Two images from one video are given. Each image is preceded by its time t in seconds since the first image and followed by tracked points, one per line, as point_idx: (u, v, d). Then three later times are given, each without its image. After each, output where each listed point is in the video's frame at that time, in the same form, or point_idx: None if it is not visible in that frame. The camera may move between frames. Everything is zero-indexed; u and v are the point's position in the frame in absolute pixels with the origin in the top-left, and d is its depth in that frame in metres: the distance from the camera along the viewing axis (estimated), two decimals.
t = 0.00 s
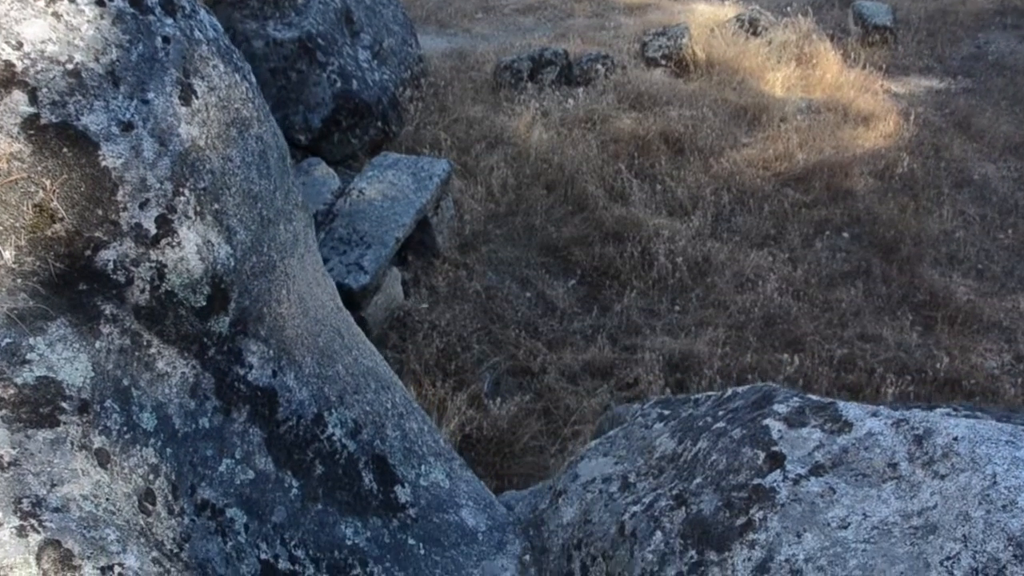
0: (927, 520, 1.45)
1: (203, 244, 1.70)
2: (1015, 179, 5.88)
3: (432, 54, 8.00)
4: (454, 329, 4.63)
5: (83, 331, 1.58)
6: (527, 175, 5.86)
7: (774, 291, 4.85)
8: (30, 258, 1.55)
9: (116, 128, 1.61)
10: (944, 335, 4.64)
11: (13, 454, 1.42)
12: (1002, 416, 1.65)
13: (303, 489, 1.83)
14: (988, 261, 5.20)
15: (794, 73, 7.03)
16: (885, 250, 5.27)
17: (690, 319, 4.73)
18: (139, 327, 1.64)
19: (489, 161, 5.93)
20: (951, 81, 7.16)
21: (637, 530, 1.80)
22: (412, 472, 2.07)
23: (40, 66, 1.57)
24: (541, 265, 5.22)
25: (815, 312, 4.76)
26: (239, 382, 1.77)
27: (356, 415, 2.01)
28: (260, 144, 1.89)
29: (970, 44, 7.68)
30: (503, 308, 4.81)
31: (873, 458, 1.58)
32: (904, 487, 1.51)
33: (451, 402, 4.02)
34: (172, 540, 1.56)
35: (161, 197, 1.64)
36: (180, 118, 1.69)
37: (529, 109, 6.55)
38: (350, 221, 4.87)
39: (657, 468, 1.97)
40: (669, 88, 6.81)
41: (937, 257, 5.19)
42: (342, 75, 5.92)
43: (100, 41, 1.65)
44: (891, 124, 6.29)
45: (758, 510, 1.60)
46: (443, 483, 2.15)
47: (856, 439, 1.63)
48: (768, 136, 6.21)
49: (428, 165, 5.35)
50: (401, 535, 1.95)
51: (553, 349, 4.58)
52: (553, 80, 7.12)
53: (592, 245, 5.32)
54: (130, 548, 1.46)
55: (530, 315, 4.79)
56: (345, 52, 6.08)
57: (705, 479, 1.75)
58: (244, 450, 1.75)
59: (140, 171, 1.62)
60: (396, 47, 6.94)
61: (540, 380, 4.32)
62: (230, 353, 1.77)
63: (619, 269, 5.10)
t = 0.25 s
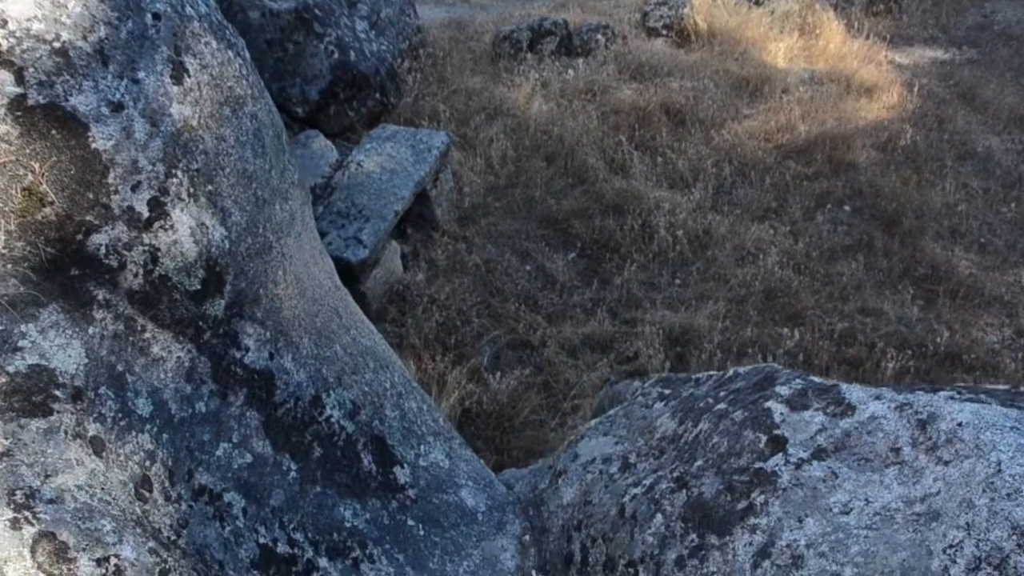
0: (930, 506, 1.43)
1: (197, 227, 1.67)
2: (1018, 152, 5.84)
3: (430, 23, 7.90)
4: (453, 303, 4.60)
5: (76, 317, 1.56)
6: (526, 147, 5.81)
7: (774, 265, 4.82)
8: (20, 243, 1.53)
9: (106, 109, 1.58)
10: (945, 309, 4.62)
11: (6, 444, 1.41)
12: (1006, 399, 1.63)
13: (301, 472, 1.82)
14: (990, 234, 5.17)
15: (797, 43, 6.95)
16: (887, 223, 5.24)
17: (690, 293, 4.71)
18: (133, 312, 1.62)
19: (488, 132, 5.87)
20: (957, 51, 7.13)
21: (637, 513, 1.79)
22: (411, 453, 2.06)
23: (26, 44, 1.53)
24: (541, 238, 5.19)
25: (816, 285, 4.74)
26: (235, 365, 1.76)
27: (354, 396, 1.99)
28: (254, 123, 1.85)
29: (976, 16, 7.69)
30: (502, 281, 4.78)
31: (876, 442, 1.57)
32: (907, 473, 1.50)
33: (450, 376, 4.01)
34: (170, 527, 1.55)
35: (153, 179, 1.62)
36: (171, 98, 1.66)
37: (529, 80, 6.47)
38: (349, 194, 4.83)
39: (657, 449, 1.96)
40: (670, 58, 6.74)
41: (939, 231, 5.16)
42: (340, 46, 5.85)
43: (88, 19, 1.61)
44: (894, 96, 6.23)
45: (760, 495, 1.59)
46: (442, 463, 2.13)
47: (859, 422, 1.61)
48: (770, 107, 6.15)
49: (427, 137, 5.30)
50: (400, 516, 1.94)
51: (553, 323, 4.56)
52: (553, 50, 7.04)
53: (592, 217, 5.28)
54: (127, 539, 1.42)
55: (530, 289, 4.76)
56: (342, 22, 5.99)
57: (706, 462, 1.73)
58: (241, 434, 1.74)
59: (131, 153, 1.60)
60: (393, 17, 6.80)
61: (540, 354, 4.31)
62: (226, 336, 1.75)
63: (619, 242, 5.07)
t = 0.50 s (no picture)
0: (933, 495, 1.42)
1: (191, 212, 1.65)
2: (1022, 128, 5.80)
3: None
4: (453, 281, 4.58)
5: (69, 306, 1.54)
6: (526, 123, 5.76)
7: (775, 243, 4.80)
8: (12, 230, 1.51)
9: (96, 93, 1.55)
10: (946, 288, 4.61)
11: None
12: (1009, 385, 1.62)
13: (299, 458, 1.80)
14: (992, 212, 5.15)
15: (799, 18, 6.89)
16: (889, 200, 5.21)
17: (690, 271, 4.69)
18: (128, 299, 1.60)
19: (487, 108, 5.82)
20: (960, 25, 7.05)
21: (637, 499, 1.78)
22: (410, 437, 2.05)
23: (14, 26, 1.49)
24: (541, 215, 5.16)
25: (817, 263, 4.72)
26: (232, 351, 1.74)
27: (352, 380, 1.98)
28: (249, 104, 1.82)
29: None
30: (502, 259, 4.76)
31: (878, 429, 1.55)
32: (909, 460, 1.49)
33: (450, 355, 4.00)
34: (167, 515, 1.54)
35: (145, 164, 1.59)
36: (163, 81, 1.63)
37: (528, 55, 6.41)
38: (347, 171, 4.80)
39: (658, 433, 1.95)
40: (671, 33, 6.66)
41: (941, 209, 5.14)
42: (337, 21, 5.80)
43: None
44: (897, 71, 6.17)
45: (761, 481, 1.58)
46: (441, 446, 2.12)
47: (861, 409, 1.60)
48: (771, 83, 6.09)
49: (425, 113, 5.25)
50: (400, 500, 1.94)
51: (552, 301, 4.54)
52: (553, 25, 6.97)
53: (592, 195, 5.25)
54: (124, 531, 1.40)
55: (530, 266, 4.74)
56: None
57: (707, 447, 1.72)
58: (239, 420, 1.73)
59: (124, 137, 1.57)
60: None
61: (540, 332, 4.29)
62: (222, 322, 1.73)
63: (619, 219, 5.04)
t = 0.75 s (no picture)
0: (935, 487, 1.42)
1: (187, 201, 1.63)
2: None
3: None
4: (452, 265, 4.56)
5: (64, 297, 1.51)
6: (525, 105, 5.72)
7: (776, 226, 4.78)
8: (5, 220, 1.49)
9: (89, 80, 1.53)
10: (947, 272, 4.60)
11: None
12: (1012, 375, 1.61)
13: (298, 448, 1.80)
14: (994, 195, 5.13)
15: None
16: (891, 183, 5.18)
17: (691, 254, 4.67)
18: (124, 290, 1.58)
19: (487, 90, 5.77)
20: (965, 7, 7.03)
21: (638, 488, 1.77)
22: (409, 424, 2.04)
23: (3, 12, 1.46)
24: (541, 198, 5.13)
25: (817, 246, 4.70)
26: (230, 341, 1.73)
27: (351, 367, 1.97)
28: (245, 90, 1.80)
29: None
30: (501, 242, 4.74)
31: (880, 419, 1.54)
32: (911, 451, 1.48)
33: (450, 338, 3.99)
34: (165, 507, 1.54)
35: (140, 152, 1.57)
36: (157, 68, 1.61)
37: (528, 36, 6.35)
38: (345, 154, 4.77)
39: (658, 421, 1.94)
40: (672, 14, 6.61)
41: (942, 192, 5.11)
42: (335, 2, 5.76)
43: None
44: (900, 53, 6.13)
45: (762, 471, 1.58)
46: (440, 434, 2.12)
47: (863, 398, 1.59)
48: (773, 64, 6.04)
49: (424, 96, 5.21)
50: (400, 489, 1.94)
51: (552, 284, 4.53)
52: (553, 6, 6.92)
53: (592, 177, 5.22)
54: (123, 526, 1.35)
55: (530, 249, 4.72)
56: None
57: (707, 437, 1.71)
58: (237, 410, 1.72)
59: (117, 126, 1.55)
60: None
61: (540, 315, 4.28)
62: (219, 312, 1.72)
63: (619, 202, 5.02)
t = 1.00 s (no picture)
0: (937, 478, 1.41)
1: (182, 189, 1.62)
2: None
3: None
4: (451, 248, 4.54)
5: (59, 289, 1.51)
6: (525, 87, 5.67)
7: (777, 208, 4.75)
8: None
9: (81, 67, 1.51)
10: (948, 256, 4.58)
11: None
12: (1016, 364, 1.60)
13: (297, 437, 1.78)
14: (996, 178, 5.10)
15: None
16: (893, 166, 5.15)
17: (691, 237, 4.65)
18: (119, 280, 1.57)
19: (486, 71, 5.73)
20: None
21: (638, 477, 1.77)
22: (409, 412, 2.03)
23: None
24: (540, 180, 5.10)
25: (818, 229, 4.67)
26: (227, 330, 1.72)
27: (350, 355, 1.95)
28: (242, 75, 1.77)
29: None
30: (501, 225, 4.71)
31: (883, 409, 1.53)
32: (913, 442, 1.47)
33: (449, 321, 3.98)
34: (162, 498, 1.55)
35: (134, 140, 1.55)
36: (151, 54, 1.59)
37: (528, 16, 6.30)
38: (344, 136, 4.73)
39: (659, 409, 1.92)
40: None
41: (944, 174, 5.08)
42: None
43: None
44: (903, 34, 6.07)
45: (763, 461, 1.57)
46: (441, 421, 2.10)
47: (865, 388, 1.57)
48: (774, 45, 5.99)
49: (423, 78, 5.17)
50: (399, 477, 1.92)
51: (552, 268, 4.51)
52: None
53: (592, 160, 5.19)
54: (118, 520, 1.40)
55: (530, 232, 4.70)
56: None
57: (708, 425, 1.70)
58: (235, 400, 1.71)
59: (110, 113, 1.53)
60: None
61: (540, 299, 4.26)
62: (216, 301, 1.71)
63: (619, 184, 4.99)
